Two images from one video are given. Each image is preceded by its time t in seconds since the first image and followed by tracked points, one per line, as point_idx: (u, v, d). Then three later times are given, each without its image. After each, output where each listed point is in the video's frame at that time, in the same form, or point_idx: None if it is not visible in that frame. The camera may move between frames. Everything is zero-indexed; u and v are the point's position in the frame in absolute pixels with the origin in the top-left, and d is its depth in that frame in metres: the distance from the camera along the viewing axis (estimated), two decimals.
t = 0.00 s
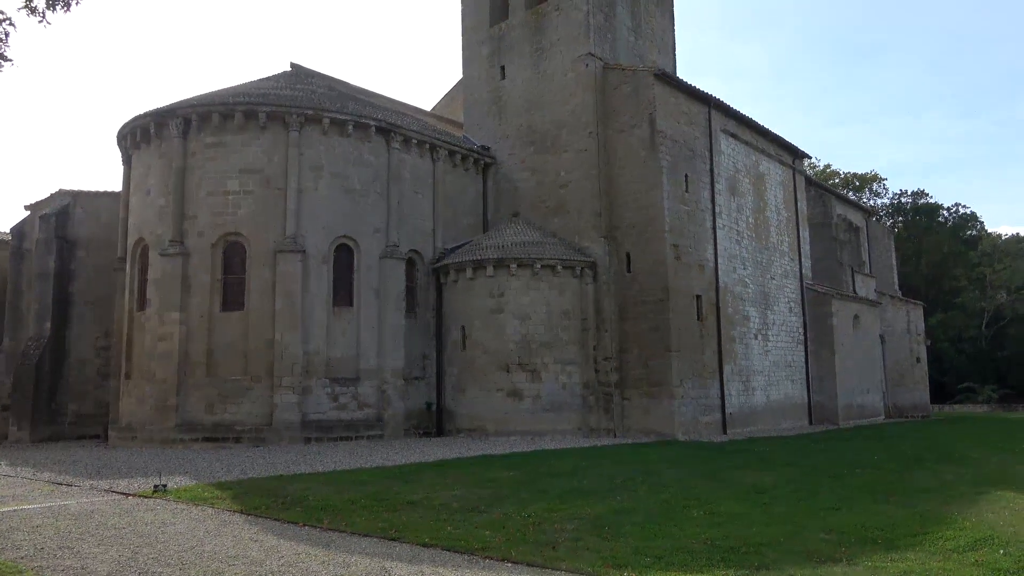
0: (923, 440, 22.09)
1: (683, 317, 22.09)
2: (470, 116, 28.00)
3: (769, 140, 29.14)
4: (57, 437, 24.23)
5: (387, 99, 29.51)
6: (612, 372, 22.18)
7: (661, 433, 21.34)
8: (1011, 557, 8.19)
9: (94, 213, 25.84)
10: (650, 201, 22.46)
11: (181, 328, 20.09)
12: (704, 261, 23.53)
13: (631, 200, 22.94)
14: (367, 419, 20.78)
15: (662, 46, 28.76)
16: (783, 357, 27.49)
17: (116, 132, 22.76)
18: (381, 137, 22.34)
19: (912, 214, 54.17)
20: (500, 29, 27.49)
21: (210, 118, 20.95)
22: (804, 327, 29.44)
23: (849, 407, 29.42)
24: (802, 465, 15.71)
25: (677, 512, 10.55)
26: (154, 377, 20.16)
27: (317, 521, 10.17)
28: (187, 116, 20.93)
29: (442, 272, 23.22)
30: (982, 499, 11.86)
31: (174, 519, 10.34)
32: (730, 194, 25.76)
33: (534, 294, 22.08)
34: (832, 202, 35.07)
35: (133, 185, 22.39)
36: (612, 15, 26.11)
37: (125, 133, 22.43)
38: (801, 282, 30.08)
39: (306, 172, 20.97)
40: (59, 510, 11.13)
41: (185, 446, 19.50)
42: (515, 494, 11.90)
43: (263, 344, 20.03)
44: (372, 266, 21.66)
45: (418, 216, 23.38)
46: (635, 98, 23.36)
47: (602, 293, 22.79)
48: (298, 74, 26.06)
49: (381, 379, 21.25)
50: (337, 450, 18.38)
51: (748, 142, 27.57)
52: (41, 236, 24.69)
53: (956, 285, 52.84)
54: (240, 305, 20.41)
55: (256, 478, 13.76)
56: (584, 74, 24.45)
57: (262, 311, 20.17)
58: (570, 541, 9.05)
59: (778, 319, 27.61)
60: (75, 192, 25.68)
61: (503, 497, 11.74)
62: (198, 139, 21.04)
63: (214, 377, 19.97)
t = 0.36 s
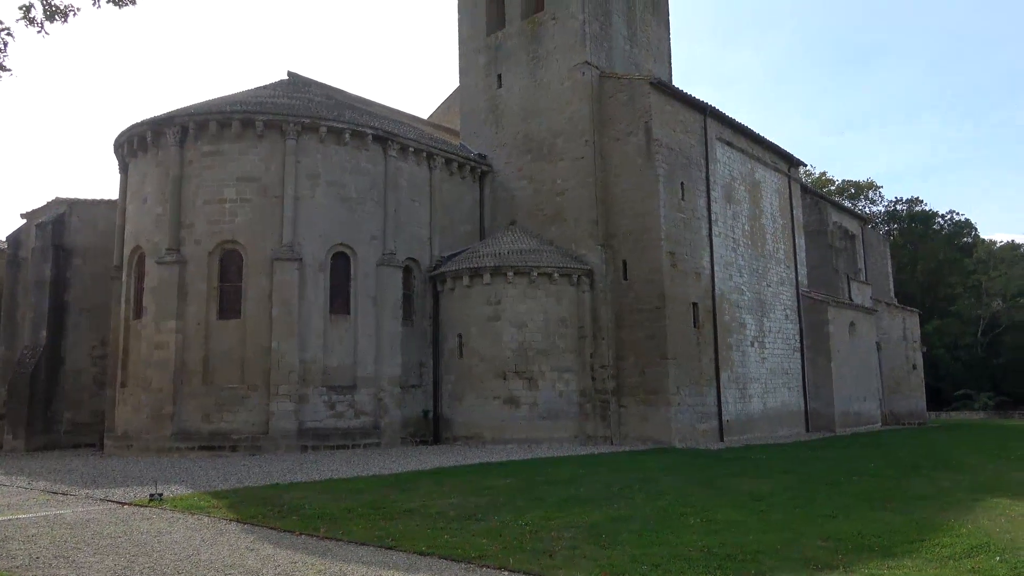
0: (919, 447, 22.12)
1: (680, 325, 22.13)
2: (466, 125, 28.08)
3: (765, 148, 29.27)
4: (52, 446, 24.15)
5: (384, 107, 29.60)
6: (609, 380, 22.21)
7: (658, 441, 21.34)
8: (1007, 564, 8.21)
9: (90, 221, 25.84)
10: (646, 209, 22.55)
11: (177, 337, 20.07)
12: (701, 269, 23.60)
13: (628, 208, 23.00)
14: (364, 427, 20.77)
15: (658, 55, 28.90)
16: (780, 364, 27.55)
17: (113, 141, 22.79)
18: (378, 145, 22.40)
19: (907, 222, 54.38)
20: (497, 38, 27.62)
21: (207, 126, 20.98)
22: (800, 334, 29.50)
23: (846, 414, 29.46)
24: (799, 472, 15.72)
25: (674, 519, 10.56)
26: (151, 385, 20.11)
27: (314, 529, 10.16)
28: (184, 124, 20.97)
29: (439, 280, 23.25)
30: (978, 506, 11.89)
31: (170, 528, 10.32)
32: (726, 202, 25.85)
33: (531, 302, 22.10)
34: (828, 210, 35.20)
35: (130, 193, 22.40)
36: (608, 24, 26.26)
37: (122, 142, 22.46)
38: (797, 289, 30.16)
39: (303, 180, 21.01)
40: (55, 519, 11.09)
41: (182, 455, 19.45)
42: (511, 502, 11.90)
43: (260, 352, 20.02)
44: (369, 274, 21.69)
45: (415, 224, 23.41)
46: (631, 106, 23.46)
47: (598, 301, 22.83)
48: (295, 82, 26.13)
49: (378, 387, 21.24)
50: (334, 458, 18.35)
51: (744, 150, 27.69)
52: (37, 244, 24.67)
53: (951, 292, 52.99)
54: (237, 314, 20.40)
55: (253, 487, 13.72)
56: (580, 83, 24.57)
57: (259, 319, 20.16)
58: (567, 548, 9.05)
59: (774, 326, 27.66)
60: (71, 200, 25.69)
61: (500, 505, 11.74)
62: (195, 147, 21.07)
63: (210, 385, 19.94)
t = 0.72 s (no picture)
0: (915, 457, 22.14)
1: (675, 335, 22.17)
2: (463, 135, 28.17)
3: (760, 158, 29.42)
4: (46, 457, 24.03)
5: (381, 118, 29.69)
6: (605, 390, 22.21)
7: (654, 451, 21.34)
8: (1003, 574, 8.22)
9: (86, 231, 25.82)
10: (641, 219, 22.64)
11: (173, 347, 20.03)
12: (697, 279, 23.66)
13: (624, 218, 23.06)
14: (360, 438, 20.72)
15: (653, 66, 29.06)
16: (776, 374, 27.58)
17: (110, 151, 22.81)
18: (375, 155, 22.46)
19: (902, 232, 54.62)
20: (493, 49, 27.77)
21: (204, 136, 21.03)
22: (796, 344, 29.56)
23: (842, 424, 29.49)
24: (795, 483, 15.71)
25: (671, 530, 10.55)
26: (146, 396, 20.05)
27: (310, 540, 10.12)
28: (181, 135, 21.01)
29: (435, 290, 23.25)
30: (973, 516, 11.91)
31: (166, 539, 10.27)
32: (721, 212, 25.96)
33: (527, 312, 22.10)
34: (823, 220, 35.35)
35: (126, 203, 22.41)
36: (604, 36, 26.42)
37: (118, 152, 22.48)
38: (793, 299, 30.24)
39: (299, 190, 21.03)
40: (49, 531, 11.03)
41: (177, 466, 19.37)
42: (508, 513, 11.87)
43: (255, 362, 19.97)
44: (365, 284, 21.69)
45: (411, 235, 23.44)
46: (626, 117, 23.58)
47: (595, 311, 22.87)
48: (292, 93, 26.22)
49: (374, 398, 21.20)
50: (330, 469, 18.29)
51: (739, 161, 27.83)
52: (32, 254, 24.64)
53: (946, 303, 53.16)
54: (233, 324, 20.38)
55: (248, 498, 13.66)
56: (576, 94, 24.71)
57: (255, 330, 20.13)
58: (564, 559, 9.04)
59: (770, 336, 27.71)
60: (67, 210, 25.68)
61: (497, 516, 11.71)
62: (192, 158, 21.10)
63: (206, 396, 19.88)
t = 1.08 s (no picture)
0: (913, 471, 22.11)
1: (673, 348, 22.19)
2: (460, 149, 28.30)
3: (756, 173, 29.59)
4: (42, 472, 23.90)
5: (379, 132, 29.83)
6: (603, 403, 22.20)
7: (652, 464, 21.31)
8: None
9: (84, 245, 25.83)
10: (638, 233, 22.73)
11: (170, 360, 20.00)
12: (694, 293, 23.71)
13: (621, 231, 23.15)
14: (357, 452, 20.66)
15: (650, 81, 29.26)
16: (773, 387, 27.59)
17: (108, 165, 22.87)
18: (373, 169, 22.55)
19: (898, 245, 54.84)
20: (490, 64, 27.96)
21: (202, 150, 21.10)
22: (793, 357, 29.59)
23: (840, 437, 29.47)
24: (793, 496, 15.69)
25: (668, 544, 10.54)
26: (142, 410, 20.00)
27: (306, 555, 10.10)
28: (179, 149, 21.08)
29: (433, 303, 23.26)
30: (971, 529, 11.91)
31: (161, 554, 10.22)
32: (717, 226, 26.07)
33: (524, 326, 22.09)
34: (819, 234, 35.49)
35: (124, 217, 22.45)
36: (600, 51, 26.62)
37: (117, 166, 22.55)
38: (790, 312, 30.30)
39: (297, 204, 21.08)
40: (44, 546, 10.98)
41: (173, 480, 19.29)
42: (505, 528, 11.84)
43: (253, 376, 19.94)
44: (363, 298, 21.71)
45: (409, 248, 23.49)
46: (623, 131, 23.71)
47: (592, 324, 22.89)
48: (290, 107, 26.34)
49: (371, 411, 21.16)
50: (327, 483, 18.23)
51: (735, 175, 27.98)
52: (30, 268, 24.62)
53: (943, 315, 53.28)
54: (230, 337, 20.36)
55: (244, 513, 13.61)
56: (573, 108, 24.88)
57: (252, 343, 20.12)
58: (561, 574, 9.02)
59: (768, 349, 27.74)
60: (64, 223, 25.70)
61: (494, 530, 11.68)
62: (190, 172, 21.16)
63: (202, 410, 19.83)
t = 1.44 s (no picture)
0: (924, 481, 21.93)
1: (680, 360, 22.17)
2: (465, 163, 28.43)
3: (761, 183, 29.62)
4: (50, 487, 23.97)
5: (384, 145, 30.01)
6: (610, 415, 22.16)
7: (660, 476, 21.22)
8: None
9: (92, 260, 26.01)
10: (643, 244, 22.77)
11: (177, 375, 20.08)
12: (700, 303, 23.70)
13: (626, 243, 23.18)
14: (364, 465, 20.65)
15: (654, 93, 29.36)
16: (781, 398, 27.47)
17: (117, 181, 23.06)
18: (379, 183, 22.68)
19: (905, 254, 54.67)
20: (495, 78, 28.14)
21: (209, 165, 21.27)
22: (801, 367, 29.48)
23: (849, 448, 29.30)
24: (802, 507, 15.59)
25: (676, 555, 10.50)
26: (150, 424, 20.06)
27: (314, 568, 10.09)
28: (187, 164, 21.25)
29: (439, 316, 23.30)
30: (982, 540, 11.82)
31: (169, 568, 10.23)
32: (723, 236, 26.07)
33: (530, 338, 22.09)
34: (825, 244, 35.44)
35: (132, 232, 22.62)
36: (604, 64, 26.77)
37: (125, 182, 22.73)
38: (797, 322, 30.23)
39: (304, 218, 21.20)
40: (52, 560, 11.00)
41: (180, 494, 19.31)
42: (512, 540, 11.81)
43: (260, 389, 19.98)
44: (369, 311, 21.78)
45: (415, 261, 23.57)
46: (627, 143, 23.79)
47: (598, 335, 22.88)
48: (297, 122, 26.54)
49: (378, 424, 21.17)
50: (334, 496, 18.22)
51: (740, 186, 28.01)
52: (39, 283, 24.80)
53: (952, 325, 53.03)
54: (237, 351, 20.44)
55: (251, 526, 13.60)
56: (577, 120, 25.00)
57: (259, 357, 20.18)
58: None
59: (775, 360, 27.65)
60: (73, 239, 25.89)
61: (502, 542, 11.64)
62: (198, 187, 21.32)
63: (210, 424, 19.88)
